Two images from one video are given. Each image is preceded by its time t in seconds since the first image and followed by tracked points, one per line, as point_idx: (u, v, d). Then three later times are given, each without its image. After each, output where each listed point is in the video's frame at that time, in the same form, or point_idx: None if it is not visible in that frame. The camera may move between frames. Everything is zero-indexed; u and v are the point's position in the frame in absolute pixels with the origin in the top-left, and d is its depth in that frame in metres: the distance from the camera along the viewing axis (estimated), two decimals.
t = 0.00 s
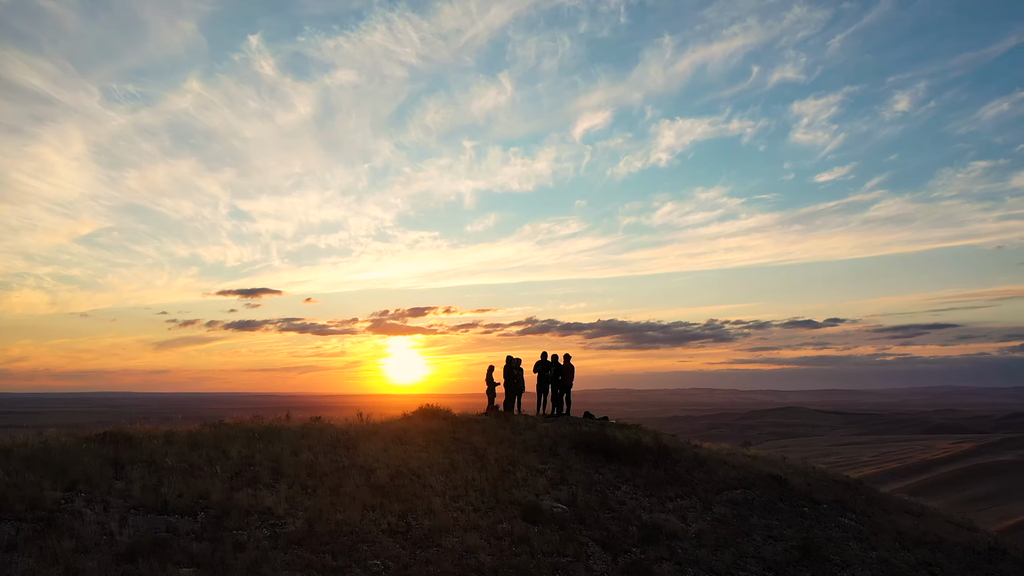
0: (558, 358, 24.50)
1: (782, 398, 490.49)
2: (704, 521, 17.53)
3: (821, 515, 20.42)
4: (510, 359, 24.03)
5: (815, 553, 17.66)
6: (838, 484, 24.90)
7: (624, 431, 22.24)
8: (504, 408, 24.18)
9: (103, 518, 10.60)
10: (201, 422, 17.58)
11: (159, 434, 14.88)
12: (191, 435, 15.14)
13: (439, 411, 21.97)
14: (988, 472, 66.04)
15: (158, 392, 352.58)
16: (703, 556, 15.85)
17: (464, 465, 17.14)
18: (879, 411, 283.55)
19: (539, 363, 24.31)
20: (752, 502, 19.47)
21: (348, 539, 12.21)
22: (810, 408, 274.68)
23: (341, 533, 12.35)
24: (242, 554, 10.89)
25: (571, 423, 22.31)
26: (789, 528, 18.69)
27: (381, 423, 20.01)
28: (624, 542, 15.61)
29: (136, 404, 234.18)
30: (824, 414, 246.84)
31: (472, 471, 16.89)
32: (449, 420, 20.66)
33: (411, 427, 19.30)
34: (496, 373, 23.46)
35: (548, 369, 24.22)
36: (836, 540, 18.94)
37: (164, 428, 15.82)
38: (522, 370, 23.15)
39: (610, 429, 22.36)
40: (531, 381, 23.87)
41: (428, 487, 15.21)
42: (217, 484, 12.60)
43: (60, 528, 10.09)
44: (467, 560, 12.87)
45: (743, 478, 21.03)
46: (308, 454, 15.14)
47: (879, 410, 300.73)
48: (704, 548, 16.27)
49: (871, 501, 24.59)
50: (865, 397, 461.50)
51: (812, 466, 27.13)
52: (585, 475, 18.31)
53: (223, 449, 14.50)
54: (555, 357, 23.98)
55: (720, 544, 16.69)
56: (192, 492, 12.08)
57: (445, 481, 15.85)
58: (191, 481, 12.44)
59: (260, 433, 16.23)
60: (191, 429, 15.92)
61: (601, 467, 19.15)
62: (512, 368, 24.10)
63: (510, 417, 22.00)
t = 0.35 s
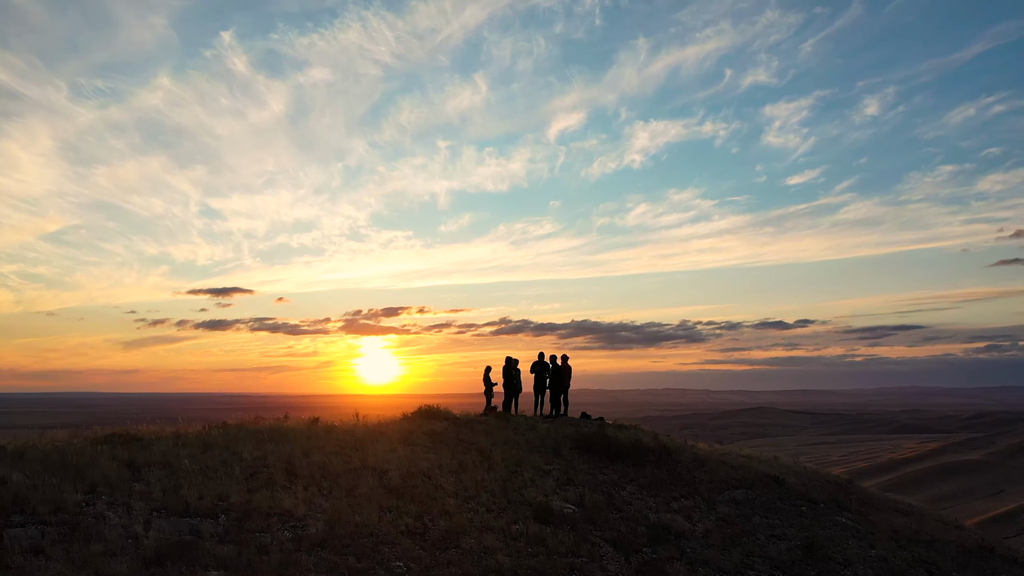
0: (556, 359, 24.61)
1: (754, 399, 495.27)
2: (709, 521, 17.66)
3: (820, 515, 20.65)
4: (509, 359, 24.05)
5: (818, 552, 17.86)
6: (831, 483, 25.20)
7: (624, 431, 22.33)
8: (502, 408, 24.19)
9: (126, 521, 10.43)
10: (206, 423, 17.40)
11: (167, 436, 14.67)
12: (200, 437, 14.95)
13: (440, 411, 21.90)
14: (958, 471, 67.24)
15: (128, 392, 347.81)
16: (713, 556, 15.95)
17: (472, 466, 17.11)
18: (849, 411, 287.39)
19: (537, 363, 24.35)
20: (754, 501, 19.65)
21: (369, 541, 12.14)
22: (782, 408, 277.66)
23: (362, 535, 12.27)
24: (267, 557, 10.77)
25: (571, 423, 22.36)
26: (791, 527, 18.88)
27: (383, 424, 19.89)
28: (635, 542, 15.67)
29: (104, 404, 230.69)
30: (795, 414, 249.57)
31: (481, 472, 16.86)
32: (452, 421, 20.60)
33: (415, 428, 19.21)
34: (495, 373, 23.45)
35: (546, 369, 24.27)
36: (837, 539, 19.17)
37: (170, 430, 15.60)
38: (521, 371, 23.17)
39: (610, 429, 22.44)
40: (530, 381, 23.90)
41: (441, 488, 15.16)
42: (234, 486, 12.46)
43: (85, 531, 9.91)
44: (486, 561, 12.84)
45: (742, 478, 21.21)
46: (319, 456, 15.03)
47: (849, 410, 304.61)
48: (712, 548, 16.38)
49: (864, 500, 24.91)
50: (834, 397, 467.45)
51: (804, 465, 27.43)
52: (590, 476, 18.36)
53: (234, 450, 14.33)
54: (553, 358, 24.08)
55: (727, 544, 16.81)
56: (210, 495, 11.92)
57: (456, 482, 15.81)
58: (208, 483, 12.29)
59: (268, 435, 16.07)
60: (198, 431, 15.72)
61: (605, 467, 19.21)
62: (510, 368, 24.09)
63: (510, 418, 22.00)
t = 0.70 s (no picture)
0: (554, 360, 24.64)
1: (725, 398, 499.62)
2: (714, 520, 17.79)
3: (818, 514, 20.88)
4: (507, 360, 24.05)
5: (820, 551, 18.05)
6: (824, 482, 25.48)
7: (624, 432, 22.42)
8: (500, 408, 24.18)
9: (152, 524, 10.27)
10: (209, 424, 17.18)
11: (176, 437, 14.45)
12: (210, 438, 14.76)
13: (440, 411, 21.83)
14: (928, 470, 68.34)
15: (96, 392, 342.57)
16: (722, 556, 16.07)
17: (481, 466, 17.08)
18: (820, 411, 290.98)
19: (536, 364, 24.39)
20: (754, 501, 19.83)
21: (390, 543, 12.06)
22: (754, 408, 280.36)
23: (382, 536, 12.19)
24: (293, 559, 10.66)
25: (571, 424, 22.41)
26: (792, 527, 19.08)
27: (385, 424, 19.77)
28: (646, 542, 15.74)
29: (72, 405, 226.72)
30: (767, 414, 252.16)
31: (490, 472, 16.84)
32: (454, 422, 20.56)
33: (419, 429, 19.13)
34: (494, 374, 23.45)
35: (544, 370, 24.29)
36: (837, 538, 19.39)
37: (177, 431, 15.38)
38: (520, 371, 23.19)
39: (610, 429, 22.52)
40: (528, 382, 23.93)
41: (454, 489, 15.11)
42: (252, 488, 12.32)
43: (112, 534, 9.73)
44: (506, 562, 12.83)
45: (741, 478, 21.39)
46: (330, 457, 14.90)
47: (819, 410, 308.15)
48: (720, 547, 16.50)
49: (856, 499, 25.24)
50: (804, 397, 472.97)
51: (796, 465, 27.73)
52: (595, 476, 18.41)
53: (246, 452, 14.17)
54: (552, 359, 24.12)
55: (733, 544, 16.94)
56: (230, 497, 11.77)
57: (467, 483, 15.78)
58: (226, 485, 12.14)
59: (276, 436, 15.91)
60: (205, 432, 15.51)
61: (609, 468, 19.28)
62: (509, 369, 24.10)
63: (510, 418, 21.98)
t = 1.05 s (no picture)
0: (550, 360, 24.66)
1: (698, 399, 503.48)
2: (719, 519, 17.92)
3: (815, 513, 21.11)
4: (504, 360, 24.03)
5: (822, 549, 18.25)
6: (816, 482, 25.77)
7: (623, 432, 22.51)
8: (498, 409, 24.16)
9: (178, 526, 10.13)
10: (212, 425, 16.98)
11: (185, 438, 14.26)
12: (219, 439, 14.60)
13: (440, 412, 21.76)
14: (898, 469, 69.47)
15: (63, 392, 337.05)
16: (730, 555, 16.18)
17: (489, 467, 17.05)
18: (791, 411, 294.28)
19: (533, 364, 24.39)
20: (754, 501, 20.00)
21: (411, 544, 12.00)
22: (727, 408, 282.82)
23: (403, 538, 12.13)
24: (320, 561, 10.58)
25: (570, 425, 22.46)
26: (793, 526, 19.27)
27: (388, 425, 19.66)
28: (655, 541, 15.81)
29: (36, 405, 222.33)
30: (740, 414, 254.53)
31: (498, 472, 16.83)
32: (456, 422, 20.50)
33: (423, 429, 19.06)
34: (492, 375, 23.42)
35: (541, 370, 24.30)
36: (836, 537, 19.62)
37: (184, 432, 15.17)
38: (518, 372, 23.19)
39: (609, 430, 22.59)
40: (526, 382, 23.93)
41: (466, 490, 15.08)
42: (271, 490, 12.20)
43: (140, 537, 9.58)
44: (525, 563, 12.82)
45: (739, 477, 21.57)
46: (342, 458, 14.80)
47: (790, 410, 311.49)
48: (727, 547, 16.62)
49: (848, 498, 25.55)
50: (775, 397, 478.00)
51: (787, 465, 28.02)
52: (600, 476, 18.46)
53: (258, 453, 14.03)
54: (548, 359, 24.20)
55: (739, 543, 17.08)
56: (251, 499, 11.64)
57: (478, 484, 15.75)
58: (245, 486, 12.00)
59: (284, 437, 15.76)
60: (212, 433, 15.32)
61: (612, 468, 19.34)
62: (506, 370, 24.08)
63: (509, 419, 21.97)
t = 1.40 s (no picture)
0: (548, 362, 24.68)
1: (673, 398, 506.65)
2: (723, 521, 18.03)
3: (814, 514, 21.30)
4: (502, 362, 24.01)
5: (824, 550, 18.41)
6: (810, 482, 26.00)
7: (622, 434, 22.56)
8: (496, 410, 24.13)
9: (204, 532, 10.00)
10: (217, 428, 16.79)
11: (196, 441, 14.09)
12: (229, 442, 14.44)
13: (440, 414, 21.69)
14: (872, 467, 70.44)
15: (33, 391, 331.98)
16: (737, 557, 16.27)
17: (496, 469, 17.02)
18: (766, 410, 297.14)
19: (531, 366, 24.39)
20: (755, 502, 20.14)
21: (431, 548, 11.93)
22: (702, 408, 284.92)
23: (423, 542, 12.05)
24: (345, 566, 10.49)
25: (570, 427, 22.48)
26: (794, 526, 19.43)
27: (390, 427, 19.55)
28: (664, 543, 15.87)
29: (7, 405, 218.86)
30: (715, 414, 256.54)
31: (506, 475, 16.80)
32: (457, 424, 20.45)
33: (427, 431, 18.98)
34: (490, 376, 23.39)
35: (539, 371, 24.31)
36: (836, 538, 19.80)
37: (192, 435, 14.97)
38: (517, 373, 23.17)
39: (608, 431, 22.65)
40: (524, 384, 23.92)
41: (478, 493, 15.03)
42: (289, 494, 12.08)
43: (168, 543, 9.45)
44: (543, 566, 12.80)
45: (739, 479, 21.72)
46: (354, 461, 14.69)
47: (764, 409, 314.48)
48: (734, 548, 16.71)
49: (841, 498, 25.81)
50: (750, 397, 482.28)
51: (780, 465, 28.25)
52: (605, 478, 18.49)
53: (271, 457, 13.89)
54: (546, 360, 24.20)
55: (745, 544, 17.18)
56: (270, 503, 11.52)
57: (488, 486, 15.72)
58: (264, 490, 11.88)
59: (292, 441, 15.62)
60: (220, 436, 15.14)
61: (615, 470, 19.39)
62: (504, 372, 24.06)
63: (510, 421, 21.93)
